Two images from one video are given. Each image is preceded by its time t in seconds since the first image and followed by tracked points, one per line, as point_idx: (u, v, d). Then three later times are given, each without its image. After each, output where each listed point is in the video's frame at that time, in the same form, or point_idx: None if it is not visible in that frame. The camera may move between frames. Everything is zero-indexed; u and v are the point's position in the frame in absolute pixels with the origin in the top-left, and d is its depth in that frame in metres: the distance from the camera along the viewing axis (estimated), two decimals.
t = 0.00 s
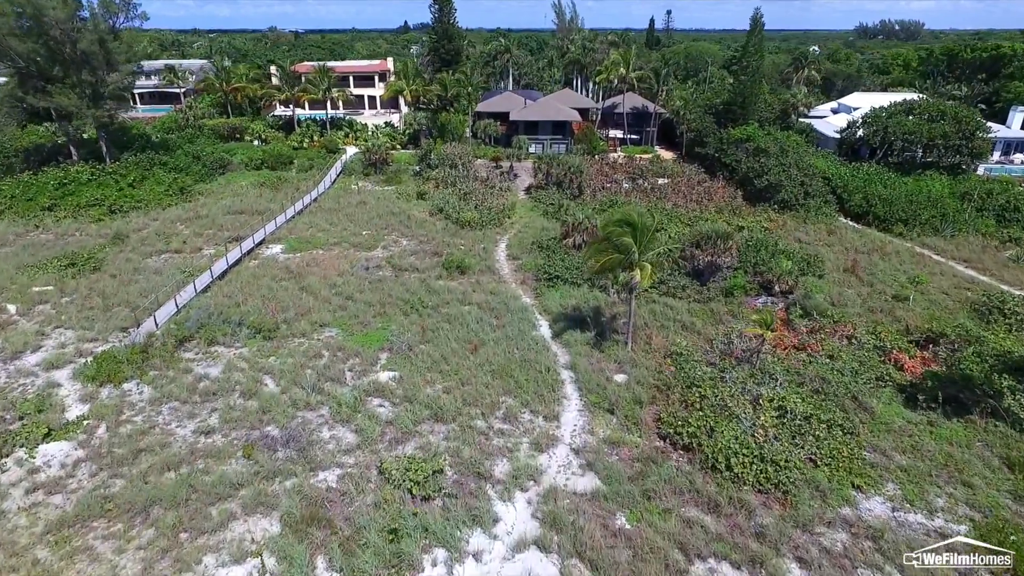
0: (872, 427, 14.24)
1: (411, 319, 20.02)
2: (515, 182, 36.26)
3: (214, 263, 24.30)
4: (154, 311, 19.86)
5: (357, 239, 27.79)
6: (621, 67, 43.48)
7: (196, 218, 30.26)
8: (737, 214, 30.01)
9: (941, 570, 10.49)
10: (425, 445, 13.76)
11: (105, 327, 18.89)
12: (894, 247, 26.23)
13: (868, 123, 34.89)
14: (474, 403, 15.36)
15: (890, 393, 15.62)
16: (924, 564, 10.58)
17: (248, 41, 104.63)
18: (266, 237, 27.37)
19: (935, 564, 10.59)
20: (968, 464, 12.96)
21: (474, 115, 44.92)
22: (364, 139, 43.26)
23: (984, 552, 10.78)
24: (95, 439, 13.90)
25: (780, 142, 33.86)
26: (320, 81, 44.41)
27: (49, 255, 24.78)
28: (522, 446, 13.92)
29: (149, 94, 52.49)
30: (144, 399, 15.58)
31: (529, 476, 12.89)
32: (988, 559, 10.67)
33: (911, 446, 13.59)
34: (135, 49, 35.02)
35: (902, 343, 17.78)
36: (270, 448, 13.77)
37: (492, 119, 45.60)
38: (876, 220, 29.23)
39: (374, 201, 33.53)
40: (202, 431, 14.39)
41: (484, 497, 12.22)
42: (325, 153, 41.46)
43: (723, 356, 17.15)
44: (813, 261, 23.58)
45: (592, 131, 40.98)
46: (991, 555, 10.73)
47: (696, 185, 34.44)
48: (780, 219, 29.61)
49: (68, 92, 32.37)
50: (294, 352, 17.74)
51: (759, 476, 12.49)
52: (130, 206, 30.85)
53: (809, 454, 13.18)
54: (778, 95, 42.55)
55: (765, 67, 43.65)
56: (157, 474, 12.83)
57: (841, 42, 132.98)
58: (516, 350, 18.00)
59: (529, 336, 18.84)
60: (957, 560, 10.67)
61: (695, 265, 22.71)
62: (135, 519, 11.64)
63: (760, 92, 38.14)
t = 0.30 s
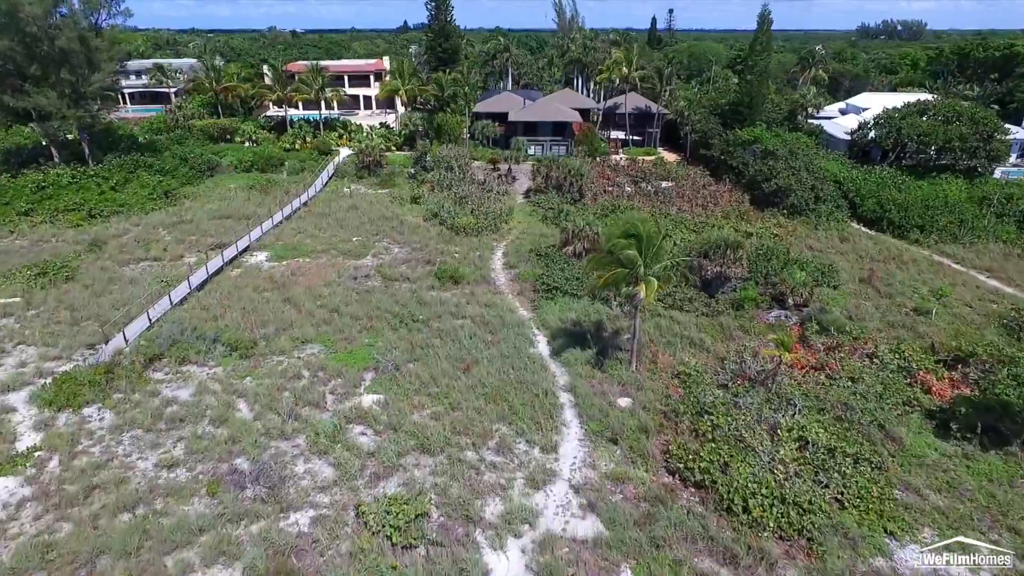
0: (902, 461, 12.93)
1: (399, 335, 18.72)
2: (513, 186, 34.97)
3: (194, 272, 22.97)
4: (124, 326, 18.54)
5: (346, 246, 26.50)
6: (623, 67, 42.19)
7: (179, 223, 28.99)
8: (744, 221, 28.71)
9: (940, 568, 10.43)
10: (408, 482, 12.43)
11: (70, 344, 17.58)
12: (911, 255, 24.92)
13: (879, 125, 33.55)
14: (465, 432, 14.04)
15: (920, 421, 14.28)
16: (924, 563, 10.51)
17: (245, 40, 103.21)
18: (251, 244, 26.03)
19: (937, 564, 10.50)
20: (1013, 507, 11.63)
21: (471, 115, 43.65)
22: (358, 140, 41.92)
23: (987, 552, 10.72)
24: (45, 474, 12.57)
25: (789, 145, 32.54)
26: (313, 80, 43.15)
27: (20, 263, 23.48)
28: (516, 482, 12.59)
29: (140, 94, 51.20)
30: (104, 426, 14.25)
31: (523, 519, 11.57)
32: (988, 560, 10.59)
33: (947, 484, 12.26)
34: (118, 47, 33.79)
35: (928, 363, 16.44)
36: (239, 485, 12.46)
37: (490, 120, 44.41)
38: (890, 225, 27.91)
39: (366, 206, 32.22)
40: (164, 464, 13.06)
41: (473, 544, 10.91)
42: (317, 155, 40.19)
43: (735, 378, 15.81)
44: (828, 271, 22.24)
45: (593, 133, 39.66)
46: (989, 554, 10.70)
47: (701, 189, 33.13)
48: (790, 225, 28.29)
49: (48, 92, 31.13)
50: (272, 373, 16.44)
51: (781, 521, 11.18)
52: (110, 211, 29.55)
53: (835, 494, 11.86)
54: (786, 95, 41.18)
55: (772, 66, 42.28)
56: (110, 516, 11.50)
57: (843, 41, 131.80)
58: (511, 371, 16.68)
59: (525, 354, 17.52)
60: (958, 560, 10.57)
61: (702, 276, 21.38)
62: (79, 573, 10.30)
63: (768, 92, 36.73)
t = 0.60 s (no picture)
0: (938, 501, 11.66)
1: (386, 353, 17.48)
2: (511, 189, 33.71)
3: (171, 281, 21.67)
4: (89, 342, 17.23)
5: (334, 253, 25.24)
6: (625, 66, 40.90)
7: (160, 228, 27.72)
8: (752, 227, 27.44)
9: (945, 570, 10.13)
10: (389, 525, 11.15)
11: (29, 362, 16.28)
12: (929, 263, 23.64)
13: (892, 126, 32.23)
14: (453, 466, 12.75)
15: (954, 453, 12.98)
16: (928, 565, 10.19)
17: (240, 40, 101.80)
18: (234, 251, 24.72)
19: (937, 564, 10.20)
20: None
21: (468, 116, 42.38)
22: (351, 141, 40.61)
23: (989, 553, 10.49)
24: None
25: (799, 146, 31.20)
26: (305, 80, 41.90)
27: None
28: (509, 526, 11.30)
29: (130, 93, 49.89)
30: (56, 457, 12.96)
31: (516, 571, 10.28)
32: (988, 559, 10.39)
33: (990, 529, 10.97)
34: (100, 45, 32.54)
35: (958, 385, 15.14)
36: (199, 528, 11.18)
37: (487, 120, 43.11)
38: (905, 232, 26.64)
39: (357, 210, 30.93)
40: (118, 503, 11.77)
41: None
42: (308, 156, 38.94)
43: (749, 403, 14.52)
44: (843, 282, 20.94)
45: (593, 134, 38.38)
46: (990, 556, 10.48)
47: (706, 192, 31.87)
48: (801, 231, 27.02)
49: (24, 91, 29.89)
50: (246, 396, 15.15)
51: None
52: (89, 215, 28.28)
53: (866, 541, 10.58)
54: (793, 95, 39.86)
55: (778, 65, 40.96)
56: (51, 568, 10.22)
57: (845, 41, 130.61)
58: (505, 394, 15.43)
59: (521, 374, 16.24)
60: (959, 560, 10.31)
61: (710, 287, 20.07)
62: None
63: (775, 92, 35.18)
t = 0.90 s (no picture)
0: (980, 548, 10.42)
1: (370, 372, 16.22)
2: (508, 192, 32.43)
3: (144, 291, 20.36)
4: (50, 359, 15.94)
5: (321, 260, 23.97)
6: (626, 64, 39.59)
7: (140, 233, 26.43)
8: (760, 233, 26.15)
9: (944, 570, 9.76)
10: None
11: None
12: (949, 272, 22.35)
13: (905, 126, 30.90)
14: (438, 505, 11.47)
15: (995, 490, 11.69)
16: (926, 565, 9.78)
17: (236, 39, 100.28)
18: (215, 257, 23.41)
19: (938, 563, 9.87)
20: None
21: (465, 115, 41.10)
22: (343, 141, 39.34)
23: (985, 553, 10.18)
24: None
25: (808, 147, 29.89)
26: (296, 79, 40.62)
27: None
28: None
29: (119, 92, 48.59)
30: None
31: None
32: (989, 560, 10.13)
33: None
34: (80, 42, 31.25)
35: (993, 410, 13.84)
36: None
37: (484, 120, 41.82)
38: (921, 237, 25.37)
39: (348, 214, 29.65)
40: (62, 549, 10.49)
41: None
42: (299, 157, 37.67)
43: (765, 432, 13.24)
44: (860, 292, 19.64)
45: (594, 134, 37.10)
46: (986, 555, 10.22)
47: (711, 196, 30.60)
48: (811, 237, 25.74)
49: None
50: (214, 422, 13.86)
51: None
52: (66, 219, 27.01)
53: None
54: (800, 94, 38.54)
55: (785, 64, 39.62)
56: None
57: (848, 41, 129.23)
58: (497, 419, 14.17)
59: (516, 397, 14.96)
60: (956, 560, 9.97)
61: (719, 299, 18.75)
62: None
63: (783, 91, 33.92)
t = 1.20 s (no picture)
0: None
1: (351, 394, 14.96)
2: (505, 194, 31.19)
3: (114, 302, 19.08)
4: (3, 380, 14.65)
5: (306, 268, 22.72)
6: (628, 62, 38.34)
7: (117, 238, 25.16)
8: (769, 240, 24.89)
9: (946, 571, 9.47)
10: None
11: None
12: (970, 281, 21.11)
13: (918, 127, 29.58)
14: (420, 553, 10.22)
15: None
16: (926, 563, 9.54)
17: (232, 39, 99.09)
18: (193, 266, 22.13)
19: (937, 564, 9.55)
20: None
21: (461, 116, 39.90)
22: (335, 142, 38.09)
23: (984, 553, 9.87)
24: None
25: (818, 148, 28.60)
26: (286, 77, 39.36)
27: None
28: None
29: (106, 91, 47.33)
30: None
31: None
32: (989, 560, 9.78)
33: None
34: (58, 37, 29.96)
35: None
36: None
37: (481, 121, 40.57)
38: (939, 244, 24.12)
39: (337, 218, 28.39)
40: None
41: None
42: (289, 158, 36.42)
43: (783, 466, 11.97)
44: (879, 303, 18.36)
45: (594, 135, 35.87)
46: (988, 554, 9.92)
47: (716, 199, 29.36)
48: (822, 244, 24.48)
49: None
50: (176, 452, 12.57)
51: None
52: (40, 224, 25.73)
53: None
54: (808, 94, 37.26)
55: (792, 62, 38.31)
56: None
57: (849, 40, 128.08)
58: (488, 449, 12.90)
59: (508, 423, 13.73)
60: (958, 560, 9.69)
61: (728, 312, 17.48)
62: None
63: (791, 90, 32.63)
